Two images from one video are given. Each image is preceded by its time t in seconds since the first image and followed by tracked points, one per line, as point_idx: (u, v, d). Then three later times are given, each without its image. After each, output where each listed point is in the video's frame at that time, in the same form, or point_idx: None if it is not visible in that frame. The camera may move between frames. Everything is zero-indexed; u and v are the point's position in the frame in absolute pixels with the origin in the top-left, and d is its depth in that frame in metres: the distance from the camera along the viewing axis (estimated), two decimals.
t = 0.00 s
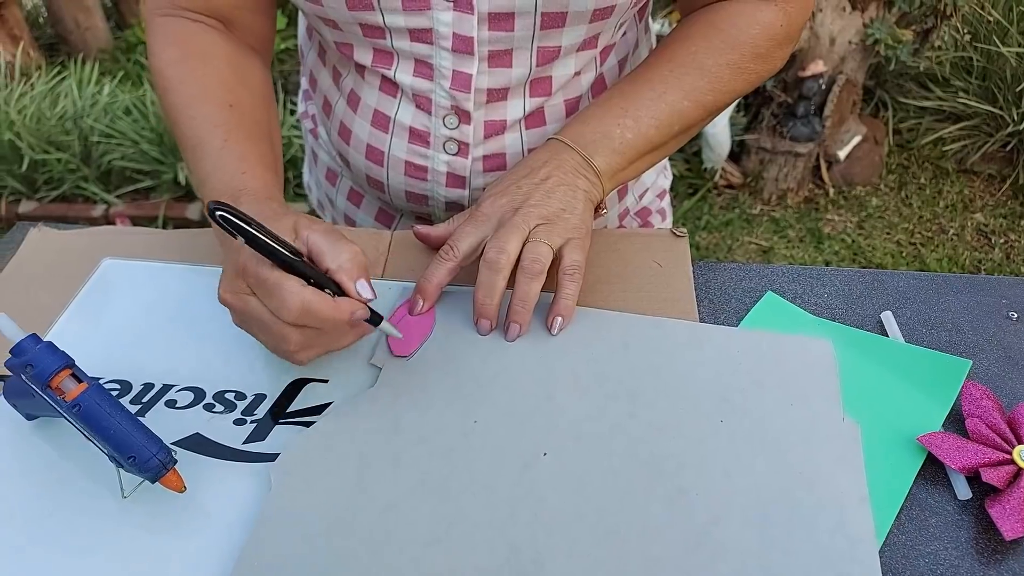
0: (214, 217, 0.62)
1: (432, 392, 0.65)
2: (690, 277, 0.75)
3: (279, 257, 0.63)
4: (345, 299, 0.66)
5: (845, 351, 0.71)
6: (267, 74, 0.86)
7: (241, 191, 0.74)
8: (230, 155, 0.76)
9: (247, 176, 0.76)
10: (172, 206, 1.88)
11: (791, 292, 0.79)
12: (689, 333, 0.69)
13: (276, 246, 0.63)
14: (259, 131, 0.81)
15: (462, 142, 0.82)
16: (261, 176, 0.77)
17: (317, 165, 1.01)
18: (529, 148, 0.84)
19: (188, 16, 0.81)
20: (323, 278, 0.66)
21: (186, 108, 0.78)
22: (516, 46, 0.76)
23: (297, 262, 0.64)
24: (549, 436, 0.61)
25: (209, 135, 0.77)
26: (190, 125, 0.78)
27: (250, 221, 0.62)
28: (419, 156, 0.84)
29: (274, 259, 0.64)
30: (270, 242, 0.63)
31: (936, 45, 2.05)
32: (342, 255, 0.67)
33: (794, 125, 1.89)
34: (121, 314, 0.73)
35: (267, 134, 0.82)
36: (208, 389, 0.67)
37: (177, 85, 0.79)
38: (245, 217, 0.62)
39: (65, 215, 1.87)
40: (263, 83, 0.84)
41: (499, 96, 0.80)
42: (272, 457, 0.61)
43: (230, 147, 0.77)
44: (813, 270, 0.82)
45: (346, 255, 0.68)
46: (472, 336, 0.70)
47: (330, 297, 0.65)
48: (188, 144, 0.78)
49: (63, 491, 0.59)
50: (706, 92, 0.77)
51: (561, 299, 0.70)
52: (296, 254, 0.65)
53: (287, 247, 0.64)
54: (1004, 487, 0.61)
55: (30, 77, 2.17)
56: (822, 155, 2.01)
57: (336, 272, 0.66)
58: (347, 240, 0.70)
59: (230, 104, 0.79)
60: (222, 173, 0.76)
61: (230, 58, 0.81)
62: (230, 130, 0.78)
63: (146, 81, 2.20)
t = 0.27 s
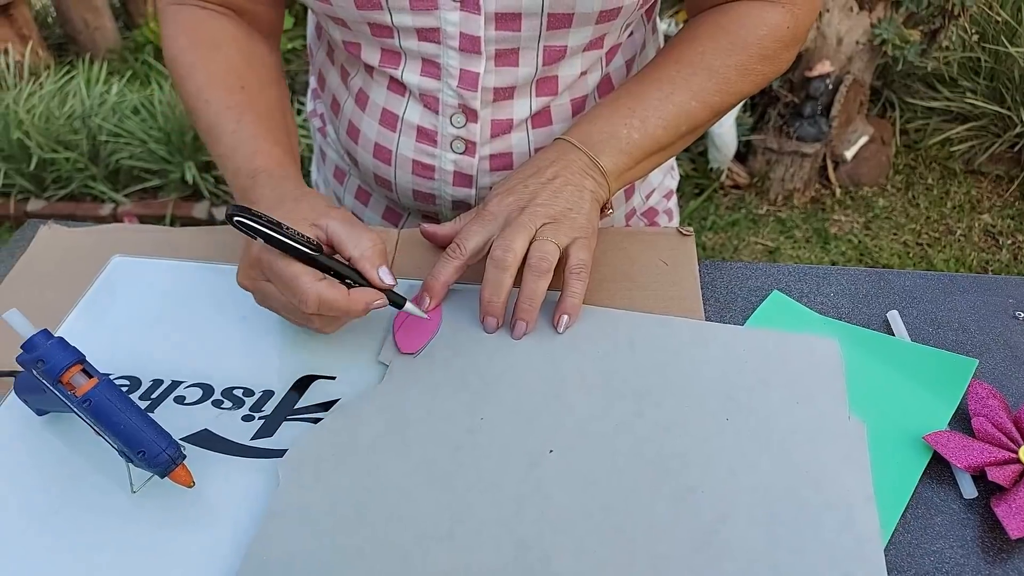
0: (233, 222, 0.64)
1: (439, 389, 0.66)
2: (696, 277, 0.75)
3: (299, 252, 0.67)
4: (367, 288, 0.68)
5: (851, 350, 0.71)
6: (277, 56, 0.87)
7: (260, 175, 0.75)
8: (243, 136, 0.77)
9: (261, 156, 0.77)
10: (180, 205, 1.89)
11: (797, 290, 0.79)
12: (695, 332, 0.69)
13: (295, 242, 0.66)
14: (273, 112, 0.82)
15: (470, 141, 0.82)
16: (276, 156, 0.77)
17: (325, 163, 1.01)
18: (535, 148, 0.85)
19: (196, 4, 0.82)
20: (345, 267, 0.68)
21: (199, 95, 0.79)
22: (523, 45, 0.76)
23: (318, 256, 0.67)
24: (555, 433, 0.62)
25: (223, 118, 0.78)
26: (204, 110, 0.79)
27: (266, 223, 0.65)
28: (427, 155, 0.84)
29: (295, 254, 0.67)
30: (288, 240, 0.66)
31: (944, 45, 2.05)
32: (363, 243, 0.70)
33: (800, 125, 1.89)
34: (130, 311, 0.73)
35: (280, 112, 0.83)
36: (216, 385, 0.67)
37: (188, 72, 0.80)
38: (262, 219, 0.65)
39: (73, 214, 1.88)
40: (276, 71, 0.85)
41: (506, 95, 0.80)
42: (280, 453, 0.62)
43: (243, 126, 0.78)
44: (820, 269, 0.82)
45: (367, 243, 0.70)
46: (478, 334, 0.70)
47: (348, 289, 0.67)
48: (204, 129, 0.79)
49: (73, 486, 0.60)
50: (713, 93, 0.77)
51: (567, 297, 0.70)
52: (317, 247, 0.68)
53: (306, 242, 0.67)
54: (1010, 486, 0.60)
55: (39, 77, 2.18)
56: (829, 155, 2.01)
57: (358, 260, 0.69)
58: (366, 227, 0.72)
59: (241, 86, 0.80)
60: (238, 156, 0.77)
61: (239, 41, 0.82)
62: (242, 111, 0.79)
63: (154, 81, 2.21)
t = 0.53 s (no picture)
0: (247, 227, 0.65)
1: (442, 390, 0.66)
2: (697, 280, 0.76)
3: (312, 258, 0.67)
4: (379, 292, 0.69)
5: (852, 351, 0.71)
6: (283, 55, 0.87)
7: (273, 175, 0.76)
8: (252, 135, 0.78)
9: (271, 154, 0.77)
10: (184, 207, 1.90)
11: (798, 292, 0.79)
12: (697, 333, 0.69)
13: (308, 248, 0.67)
14: (281, 111, 0.82)
15: (472, 141, 0.83)
16: (286, 155, 0.78)
17: (330, 165, 1.02)
18: (539, 148, 0.85)
19: (203, 5, 0.82)
20: (358, 272, 0.69)
21: (208, 95, 0.79)
22: (524, 45, 0.77)
23: (331, 261, 0.68)
24: (557, 434, 0.62)
25: (231, 118, 0.78)
26: (213, 110, 0.79)
27: (279, 228, 0.65)
28: (430, 155, 0.85)
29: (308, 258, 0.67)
30: (300, 245, 0.66)
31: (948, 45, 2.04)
32: (376, 248, 0.71)
33: (804, 126, 1.89)
34: (134, 313, 0.74)
35: (288, 110, 0.83)
36: (220, 387, 0.68)
37: (197, 73, 0.80)
38: (275, 224, 0.65)
39: (79, 216, 1.89)
40: (282, 67, 0.86)
41: (508, 94, 0.80)
42: (283, 455, 0.62)
43: (251, 125, 0.78)
44: (822, 270, 0.82)
45: (380, 248, 0.71)
46: (481, 337, 0.70)
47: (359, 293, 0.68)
48: (213, 129, 0.79)
49: (78, 487, 0.60)
50: (715, 94, 0.78)
51: (569, 299, 0.70)
52: (329, 252, 0.68)
53: (319, 247, 0.67)
54: (1011, 488, 0.60)
55: (45, 80, 2.20)
56: (832, 156, 2.01)
57: (371, 265, 0.69)
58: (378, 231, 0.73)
59: (249, 86, 0.80)
60: (247, 155, 0.77)
61: (245, 41, 0.83)
62: (251, 111, 0.79)
63: (159, 84, 2.22)
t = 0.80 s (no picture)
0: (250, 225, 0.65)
1: (448, 391, 0.66)
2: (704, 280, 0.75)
3: (314, 257, 0.67)
4: (380, 292, 0.69)
5: (860, 352, 0.71)
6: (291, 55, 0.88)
7: (279, 174, 0.76)
8: (261, 136, 0.78)
9: (279, 154, 0.78)
10: (191, 206, 1.91)
11: (806, 293, 0.79)
12: (703, 334, 0.69)
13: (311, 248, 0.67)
14: (290, 112, 0.82)
15: (479, 140, 0.83)
16: (295, 156, 0.78)
17: (337, 164, 1.02)
18: (546, 147, 0.85)
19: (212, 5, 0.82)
20: (360, 272, 0.69)
21: (218, 96, 0.80)
22: (531, 44, 0.77)
23: (334, 260, 0.68)
24: (563, 434, 0.62)
25: (241, 118, 0.79)
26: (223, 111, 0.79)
27: (283, 227, 0.66)
28: (438, 154, 0.85)
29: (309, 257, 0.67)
30: (303, 244, 0.66)
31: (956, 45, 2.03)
32: (379, 249, 0.71)
33: (811, 125, 1.89)
34: (142, 313, 0.74)
35: (297, 111, 0.83)
36: (227, 387, 0.68)
37: (206, 73, 0.80)
38: (279, 223, 0.66)
39: (86, 215, 1.90)
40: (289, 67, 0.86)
41: (515, 93, 0.80)
42: (290, 455, 0.62)
43: (261, 126, 0.79)
44: (830, 271, 0.82)
45: (383, 249, 0.71)
46: (487, 337, 0.70)
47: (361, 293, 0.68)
48: (223, 129, 0.80)
49: (86, 486, 0.60)
50: (721, 95, 0.77)
51: (576, 300, 0.70)
52: (332, 251, 0.69)
53: (322, 246, 0.68)
54: (1019, 490, 0.60)
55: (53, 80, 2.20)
56: (839, 155, 2.00)
57: (374, 265, 0.70)
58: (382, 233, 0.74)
59: (258, 86, 0.81)
60: (255, 156, 0.78)
61: (253, 41, 0.83)
62: (260, 112, 0.79)
63: (166, 83, 2.22)
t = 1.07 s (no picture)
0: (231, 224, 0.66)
1: (447, 393, 0.66)
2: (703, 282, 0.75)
3: (295, 254, 0.68)
4: (363, 291, 0.69)
5: (859, 354, 0.71)
6: (287, 54, 0.87)
7: (268, 171, 0.76)
8: (251, 133, 0.78)
9: (272, 153, 0.77)
10: (188, 206, 1.90)
11: (805, 295, 0.79)
12: (702, 336, 0.69)
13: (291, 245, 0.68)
14: (281, 110, 0.82)
15: (478, 141, 0.83)
16: (285, 154, 0.78)
17: (335, 164, 1.02)
18: (545, 147, 0.85)
19: (207, 2, 0.82)
20: (343, 270, 0.70)
21: (209, 93, 0.79)
22: (530, 45, 0.76)
23: (316, 258, 0.68)
24: (563, 435, 0.62)
25: (232, 115, 0.78)
26: (214, 108, 0.79)
27: (264, 225, 0.66)
28: (436, 154, 0.84)
29: (291, 256, 0.68)
30: (284, 242, 0.67)
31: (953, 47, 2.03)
32: (363, 247, 0.71)
33: (808, 126, 1.89)
34: (139, 314, 0.74)
35: (289, 110, 0.83)
36: (225, 389, 0.67)
37: (200, 70, 0.80)
38: (260, 221, 0.66)
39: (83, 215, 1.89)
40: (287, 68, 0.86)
41: (514, 93, 0.80)
42: (288, 457, 0.62)
43: (251, 123, 0.78)
44: (829, 273, 0.82)
45: (366, 247, 0.71)
46: (486, 339, 0.70)
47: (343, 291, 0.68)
48: (214, 127, 0.79)
49: (83, 488, 0.60)
50: (720, 97, 0.77)
51: (576, 301, 0.70)
52: (315, 250, 0.69)
53: (303, 244, 0.68)
54: (1019, 492, 0.60)
55: (49, 79, 2.20)
56: (837, 156, 2.01)
57: (357, 263, 0.70)
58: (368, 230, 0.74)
59: (250, 84, 0.80)
60: (248, 155, 0.77)
61: (250, 41, 0.83)
62: (251, 109, 0.79)
63: (163, 83, 2.22)
